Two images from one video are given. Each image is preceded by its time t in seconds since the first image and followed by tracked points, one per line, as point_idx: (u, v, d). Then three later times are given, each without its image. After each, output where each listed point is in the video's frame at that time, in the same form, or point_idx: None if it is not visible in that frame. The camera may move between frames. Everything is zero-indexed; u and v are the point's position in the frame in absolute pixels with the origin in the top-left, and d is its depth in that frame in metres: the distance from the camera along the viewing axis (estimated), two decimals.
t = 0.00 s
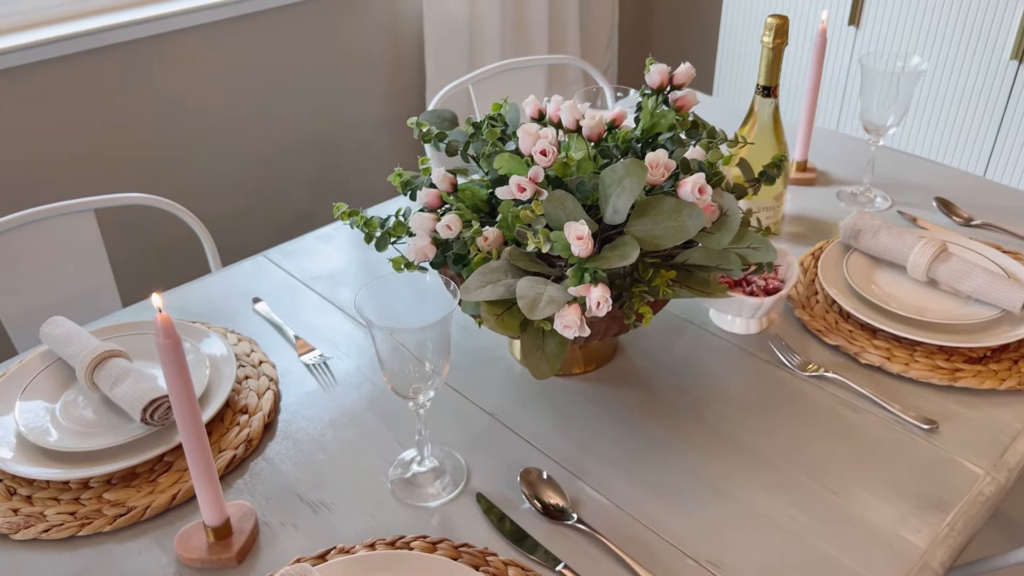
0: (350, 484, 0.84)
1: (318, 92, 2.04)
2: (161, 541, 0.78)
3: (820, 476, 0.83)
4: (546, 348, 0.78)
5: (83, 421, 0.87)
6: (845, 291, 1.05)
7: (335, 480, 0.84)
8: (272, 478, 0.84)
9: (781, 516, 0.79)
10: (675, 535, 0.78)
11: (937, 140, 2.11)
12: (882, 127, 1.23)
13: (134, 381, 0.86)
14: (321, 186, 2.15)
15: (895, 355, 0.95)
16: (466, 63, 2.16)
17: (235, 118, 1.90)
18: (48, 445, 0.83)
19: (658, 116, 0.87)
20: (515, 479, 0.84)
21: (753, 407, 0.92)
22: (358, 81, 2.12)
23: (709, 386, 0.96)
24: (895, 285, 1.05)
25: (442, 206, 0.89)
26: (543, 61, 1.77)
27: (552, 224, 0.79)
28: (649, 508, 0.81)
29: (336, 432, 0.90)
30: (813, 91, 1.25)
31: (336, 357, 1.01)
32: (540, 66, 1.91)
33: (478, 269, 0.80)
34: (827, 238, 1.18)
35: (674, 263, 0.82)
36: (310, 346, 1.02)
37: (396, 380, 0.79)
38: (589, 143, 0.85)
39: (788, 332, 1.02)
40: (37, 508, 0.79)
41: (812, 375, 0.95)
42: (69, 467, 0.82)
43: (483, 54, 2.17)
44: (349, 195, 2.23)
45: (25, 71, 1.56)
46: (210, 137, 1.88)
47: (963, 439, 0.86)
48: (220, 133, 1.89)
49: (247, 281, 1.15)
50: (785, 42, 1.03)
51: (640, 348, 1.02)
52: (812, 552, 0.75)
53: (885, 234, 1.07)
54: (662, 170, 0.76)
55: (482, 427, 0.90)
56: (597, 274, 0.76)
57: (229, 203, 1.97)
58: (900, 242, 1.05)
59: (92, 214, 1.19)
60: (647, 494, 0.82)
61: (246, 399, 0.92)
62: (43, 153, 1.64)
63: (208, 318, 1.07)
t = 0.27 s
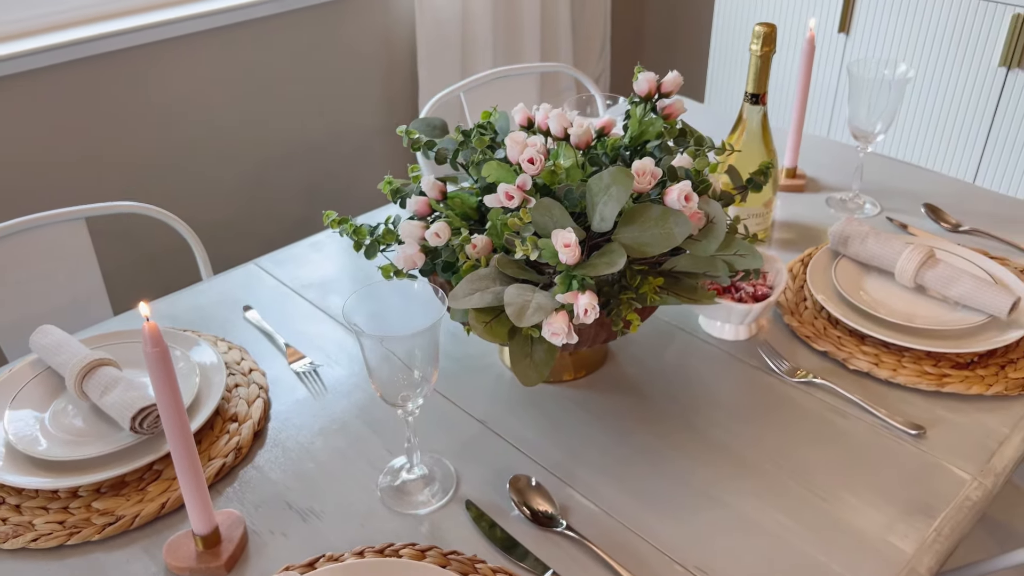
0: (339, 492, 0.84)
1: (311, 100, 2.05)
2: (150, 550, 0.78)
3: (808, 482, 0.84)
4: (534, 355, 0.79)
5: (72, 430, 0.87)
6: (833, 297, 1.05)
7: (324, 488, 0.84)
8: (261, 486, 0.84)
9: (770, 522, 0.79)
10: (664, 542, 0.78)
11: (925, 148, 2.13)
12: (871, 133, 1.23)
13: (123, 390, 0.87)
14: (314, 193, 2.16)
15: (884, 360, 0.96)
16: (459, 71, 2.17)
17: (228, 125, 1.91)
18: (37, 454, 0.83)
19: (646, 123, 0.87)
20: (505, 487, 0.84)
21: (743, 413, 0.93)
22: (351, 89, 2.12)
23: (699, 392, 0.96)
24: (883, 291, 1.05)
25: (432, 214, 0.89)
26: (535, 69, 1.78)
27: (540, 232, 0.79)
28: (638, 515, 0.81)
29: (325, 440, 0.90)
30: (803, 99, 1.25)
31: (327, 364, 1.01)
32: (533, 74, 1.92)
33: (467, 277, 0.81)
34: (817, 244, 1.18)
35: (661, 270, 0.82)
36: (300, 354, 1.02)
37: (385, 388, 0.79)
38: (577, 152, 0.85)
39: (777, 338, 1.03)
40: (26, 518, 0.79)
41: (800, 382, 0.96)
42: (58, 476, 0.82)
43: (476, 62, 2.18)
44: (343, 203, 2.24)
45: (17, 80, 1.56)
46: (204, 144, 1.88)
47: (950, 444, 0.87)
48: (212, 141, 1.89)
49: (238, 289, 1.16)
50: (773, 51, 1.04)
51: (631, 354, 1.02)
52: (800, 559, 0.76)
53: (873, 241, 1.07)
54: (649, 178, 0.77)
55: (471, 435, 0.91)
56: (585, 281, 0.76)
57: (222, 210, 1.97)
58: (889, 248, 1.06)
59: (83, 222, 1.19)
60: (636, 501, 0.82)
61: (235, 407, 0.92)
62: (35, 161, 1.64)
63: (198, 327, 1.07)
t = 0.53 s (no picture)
0: (325, 501, 0.84)
1: (302, 109, 2.05)
2: (135, 560, 0.77)
3: (793, 488, 0.84)
4: (519, 363, 0.79)
5: (57, 440, 0.87)
6: (819, 304, 1.06)
7: (310, 497, 0.84)
8: (247, 495, 0.84)
9: (755, 528, 0.80)
10: (649, 549, 0.78)
11: (912, 155, 2.14)
12: (856, 141, 1.24)
13: (109, 400, 0.86)
14: (304, 202, 2.16)
15: (868, 367, 0.96)
16: (449, 80, 2.17)
17: (218, 134, 1.91)
18: (22, 465, 0.83)
19: (631, 132, 0.88)
20: (491, 495, 0.84)
21: (728, 420, 0.93)
22: (342, 97, 2.13)
23: (685, 399, 0.96)
24: (868, 297, 1.06)
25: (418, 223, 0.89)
26: (524, 78, 1.79)
27: (524, 240, 0.79)
28: (624, 523, 0.81)
29: (312, 449, 0.90)
30: (789, 106, 1.26)
31: (313, 373, 1.01)
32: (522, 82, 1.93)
33: (452, 285, 0.81)
34: (803, 251, 1.19)
35: (645, 277, 0.83)
36: (287, 363, 1.02)
37: (370, 397, 0.79)
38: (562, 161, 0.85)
39: (762, 345, 1.03)
40: (11, 528, 0.79)
41: (786, 388, 0.96)
42: (43, 487, 0.82)
43: (466, 71, 2.19)
44: (333, 211, 2.24)
45: (6, 89, 1.57)
46: (194, 153, 1.88)
47: (933, 450, 0.87)
48: (202, 149, 1.89)
49: (225, 298, 1.16)
50: (758, 59, 1.04)
51: (617, 361, 1.02)
52: (784, 565, 0.76)
53: (858, 247, 1.08)
54: (632, 186, 0.77)
55: (457, 443, 0.91)
56: (569, 289, 0.76)
57: (212, 219, 1.97)
58: (873, 255, 1.07)
59: (70, 232, 1.19)
60: (622, 508, 0.83)
61: (222, 417, 0.92)
62: (23, 170, 1.64)
63: (185, 336, 1.07)
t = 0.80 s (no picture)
0: (311, 510, 0.84)
1: (291, 116, 2.05)
2: (119, 570, 0.77)
3: (778, 492, 0.84)
4: (503, 369, 0.80)
5: (42, 449, 0.87)
6: (803, 309, 1.06)
7: (296, 505, 0.84)
8: (232, 504, 0.84)
9: (740, 532, 0.80)
10: (634, 554, 0.78)
11: (898, 160, 2.16)
12: (840, 147, 1.25)
13: (93, 408, 0.86)
14: (294, 209, 2.15)
15: (852, 371, 0.97)
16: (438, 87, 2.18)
17: (207, 142, 1.91)
18: (6, 474, 0.82)
19: (615, 139, 0.88)
20: (477, 501, 0.84)
21: (713, 425, 0.93)
22: (331, 105, 2.13)
23: (670, 404, 0.97)
24: (852, 302, 1.07)
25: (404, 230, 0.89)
26: (513, 85, 1.80)
27: (508, 246, 0.80)
28: (611, 530, 0.81)
29: (298, 457, 0.90)
30: (773, 113, 1.27)
31: (299, 381, 1.01)
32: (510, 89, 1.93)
33: (436, 292, 0.81)
34: (788, 256, 1.20)
35: (629, 283, 0.84)
36: (273, 370, 1.02)
37: (354, 404, 0.79)
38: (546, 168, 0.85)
39: (747, 350, 1.04)
40: None
41: (770, 393, 0.97)
42: (27, 496, 0.82)
43: (454, 78, 2.20)
44: (323, 218, 2.24)
45: None
46: (183, 161, 1.88)
47: (916, 453, 0.88)
48: (191, 157, 1.89)
49: (211, 306, 1.15)
50: (742, 66, 1.05)
51: (603, 367, 1.03)
52: (769, 570, 0.76)
53: (841, 253, 1.09)
54: (613, 193, 0.78)
55: (443, 450, 0.91)
56: (553, 295, 0.77)
57: (201, 227, 1.97)
58: (857, 260, 1.08)
59: (54, 241, 1.18)
60: (608, 513, 0.83)
61: (207, 425, 0.92)
62: (11, 178, 1.63)
63: (171, 344, 1.07)
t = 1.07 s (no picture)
0: (298, 516, 0.84)
1: (279, 122, 2.05)
2: None
3: (764, 496, 0.85)
4: (490, 374, 0.80)
5: (27, 458, 0.86)
6: (789, 313, 1.07)
7: (283, 512, 0.84)
8: (219, 511, 0.84)
9: (727, 536, 0.80)
10: (622, 558, 0.78)
11: (884, 165, 2.17)
12: (825, 151, 1.26)
13: (79, 416, 0.86)
14: (283, 215, 2.15)
15: (838, 374, 0.98)
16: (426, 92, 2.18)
17: (195, 148, 1.90)
18: None
19: (601, 144, 0.89)
20: (465, 507, 0.84)
21: (700, 428, 0.94)
22: (319, 111, 2.13)
23: (658, 409, 0.97)
24: (838, 306, 1.08)
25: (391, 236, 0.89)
26: (501, 91, 1.81)
27: (494, 252, 0.80)
28: (598, 534, 0.81)
29: (285, 463, 0.90)
30: (759, 118, 1.28)
31: (287, 388, 1.01)
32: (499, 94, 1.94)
33: (422, 297, 0.81)
34: (774, 260, 1.20)
35: (615, 287, 0.84)
36: (261, 377, 1.02)
37: (341, 410, 0.79)
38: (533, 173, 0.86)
39: (733, 353, 1.04)
40: None
41: (757, 396, 0.97)
42: (13, 505, 0.81)
43: (442, 85, 2.21)
44: (312, 224, 2.23)
45: None
46: (171, 168, 1.87)
47: (901, 455, 0.88)
48: (180, 164, 1.89)
49: (198, 313, 1.15)
50: (727, 71, 1.05)
51: (590, 371, 1.03)
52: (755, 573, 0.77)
53: (827, 256, 1.09)
54: (598, 199, 0.79)
55: (430, 455, 0.91)
56: (539, 300, 0.77)
57: (190, 233, 1.97)
58: (842, 264, 1.08)
59: (39, 249, 1.18)
60: (595, 518, 0.83)
61: (194, 432, 0.91)
62: None
63: (158, 352, 1.07)
